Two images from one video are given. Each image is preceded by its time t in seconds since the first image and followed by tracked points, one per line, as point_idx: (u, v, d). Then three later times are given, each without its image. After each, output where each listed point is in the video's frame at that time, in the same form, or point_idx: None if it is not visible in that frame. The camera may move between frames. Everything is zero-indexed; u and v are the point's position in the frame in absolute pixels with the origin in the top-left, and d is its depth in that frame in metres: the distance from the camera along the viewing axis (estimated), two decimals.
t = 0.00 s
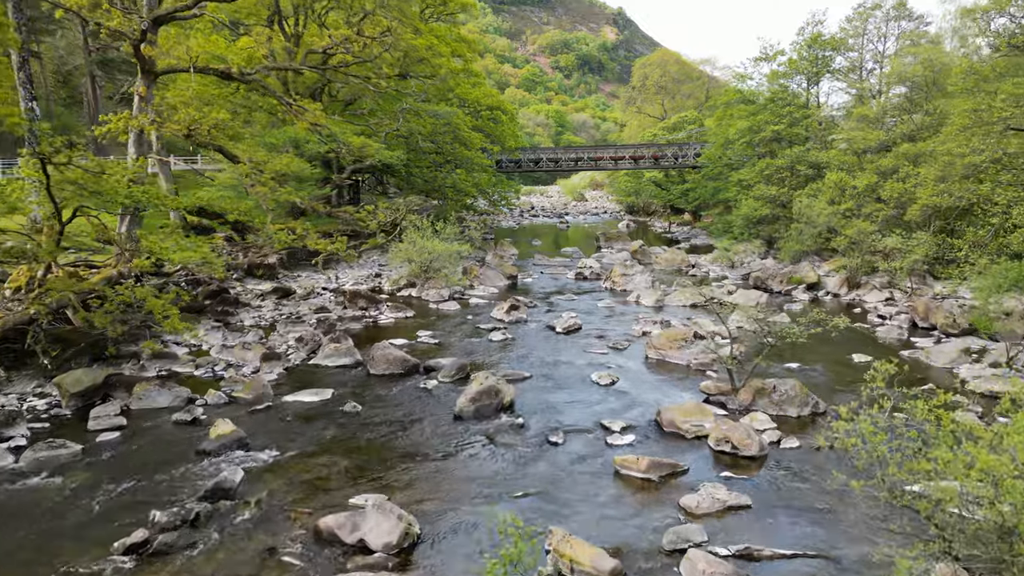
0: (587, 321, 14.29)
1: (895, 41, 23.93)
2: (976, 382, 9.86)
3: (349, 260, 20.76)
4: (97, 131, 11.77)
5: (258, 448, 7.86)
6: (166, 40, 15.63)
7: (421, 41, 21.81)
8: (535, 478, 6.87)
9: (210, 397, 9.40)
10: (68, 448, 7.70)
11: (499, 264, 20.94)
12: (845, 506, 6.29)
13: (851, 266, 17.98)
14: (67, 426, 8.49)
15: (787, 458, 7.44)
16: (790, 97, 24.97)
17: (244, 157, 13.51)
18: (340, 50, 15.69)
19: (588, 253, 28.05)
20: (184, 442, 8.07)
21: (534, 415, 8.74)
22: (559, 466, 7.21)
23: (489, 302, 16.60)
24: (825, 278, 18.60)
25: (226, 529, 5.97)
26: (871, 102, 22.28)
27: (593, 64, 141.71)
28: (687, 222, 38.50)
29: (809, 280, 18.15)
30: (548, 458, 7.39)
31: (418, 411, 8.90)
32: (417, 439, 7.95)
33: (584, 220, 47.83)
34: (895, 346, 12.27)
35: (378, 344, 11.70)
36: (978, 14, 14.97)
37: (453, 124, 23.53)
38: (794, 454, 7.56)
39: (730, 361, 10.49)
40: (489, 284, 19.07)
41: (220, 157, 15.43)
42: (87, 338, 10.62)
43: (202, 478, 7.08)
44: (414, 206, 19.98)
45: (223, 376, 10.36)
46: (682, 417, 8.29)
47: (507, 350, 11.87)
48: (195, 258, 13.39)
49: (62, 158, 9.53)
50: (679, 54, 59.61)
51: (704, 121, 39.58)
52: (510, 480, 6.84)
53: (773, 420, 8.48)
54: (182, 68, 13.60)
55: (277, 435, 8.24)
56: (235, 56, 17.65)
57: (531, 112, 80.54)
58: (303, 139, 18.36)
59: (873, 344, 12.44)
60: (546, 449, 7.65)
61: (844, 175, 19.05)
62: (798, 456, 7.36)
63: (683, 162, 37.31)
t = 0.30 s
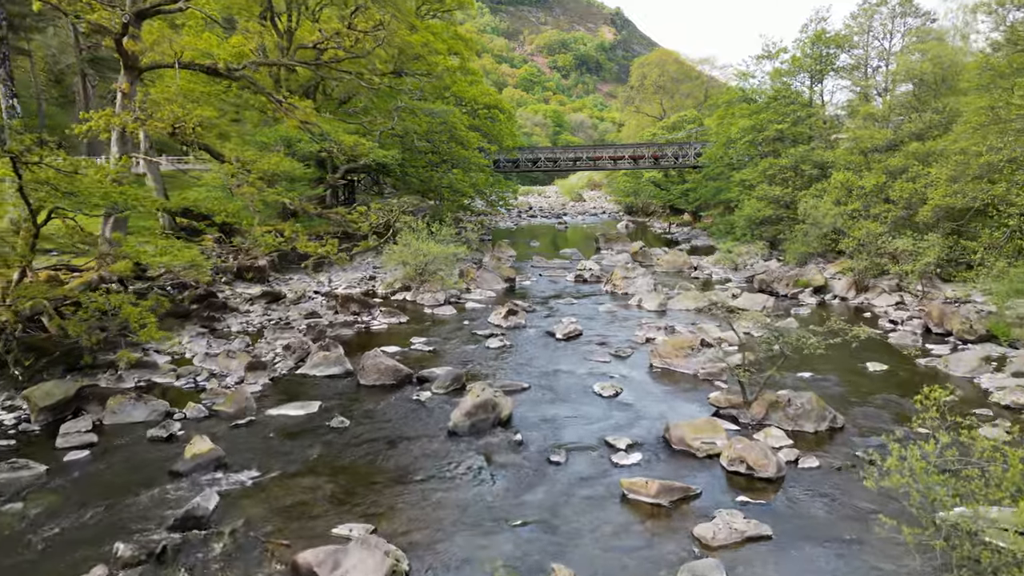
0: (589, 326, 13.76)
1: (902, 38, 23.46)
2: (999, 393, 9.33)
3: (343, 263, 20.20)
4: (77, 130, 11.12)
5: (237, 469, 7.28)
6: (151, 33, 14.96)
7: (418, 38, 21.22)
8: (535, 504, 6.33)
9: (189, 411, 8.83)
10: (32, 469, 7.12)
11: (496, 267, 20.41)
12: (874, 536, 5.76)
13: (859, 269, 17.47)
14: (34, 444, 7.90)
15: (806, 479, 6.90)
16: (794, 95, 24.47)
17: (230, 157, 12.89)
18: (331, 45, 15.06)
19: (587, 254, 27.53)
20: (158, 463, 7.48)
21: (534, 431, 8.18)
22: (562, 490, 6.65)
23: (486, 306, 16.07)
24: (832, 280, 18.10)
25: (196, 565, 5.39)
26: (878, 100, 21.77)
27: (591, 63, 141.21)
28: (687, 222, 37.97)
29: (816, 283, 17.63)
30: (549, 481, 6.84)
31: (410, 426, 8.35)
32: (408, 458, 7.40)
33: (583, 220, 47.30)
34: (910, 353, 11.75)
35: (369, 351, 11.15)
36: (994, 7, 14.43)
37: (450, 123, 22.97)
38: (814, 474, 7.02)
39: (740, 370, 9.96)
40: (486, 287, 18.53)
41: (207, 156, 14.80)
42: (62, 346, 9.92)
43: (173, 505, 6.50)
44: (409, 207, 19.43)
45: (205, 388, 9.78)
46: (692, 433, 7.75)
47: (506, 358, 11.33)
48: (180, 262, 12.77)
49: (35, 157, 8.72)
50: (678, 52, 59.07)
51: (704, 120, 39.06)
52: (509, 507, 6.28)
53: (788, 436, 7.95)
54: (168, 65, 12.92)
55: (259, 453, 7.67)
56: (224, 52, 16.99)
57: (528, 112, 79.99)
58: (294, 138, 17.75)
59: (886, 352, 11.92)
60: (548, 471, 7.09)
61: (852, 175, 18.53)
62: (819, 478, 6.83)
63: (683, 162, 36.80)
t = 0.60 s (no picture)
0: (590, 332, 13.21)
1: (908, 35, 22.96)
2: None
3: (335, 266, 19.61)
4: (54, 128, 10.45)
5: (213, 492, 6.72)
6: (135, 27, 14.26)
7: (412, 34, 20.65)
8: (536, 537, 5.76)
9: (165, 426, 8.24)
10: None
11: (493, 269, 19.84)
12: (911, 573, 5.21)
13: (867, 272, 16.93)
14: None
15: (830, 504, 6.36)
16: (797, 94, 23.98)
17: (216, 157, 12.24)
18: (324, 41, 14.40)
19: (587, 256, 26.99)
20: (128, 487, 6.87)
21: (534, 449, 7.62)
22: (565, 518, 6.10)
23: (483, 310, 15.51)
24: (839, 283, 17.58)
25: None
26: (884, 99, 21.25)
27: (588, 63, 140.77)
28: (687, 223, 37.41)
29: (824, 286, 17.11)
30: (551, 508, 6.28)
31: (400, 443, 7.78)
32: (397, 482, 6.82)
33: (581, 221, 46.74)
34: (927, 362, 11.21)
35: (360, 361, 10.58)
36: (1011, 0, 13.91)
37: (447, 122, 22.38)
38: (838, 497, 6.49)
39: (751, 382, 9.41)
40: (483, 291, 17.97)
41: (193, 155, 14.14)
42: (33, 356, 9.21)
43: (140, 537, 5.89)
44: (403, 208, 18.84)
45: (185, 401, 9.18)
46: (703, 451, 7.20)
47: (503, 367, 10.79)
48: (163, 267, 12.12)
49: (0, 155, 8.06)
50: (677, 51, 58.56)
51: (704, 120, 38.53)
52: (508, 539, 5.73)
53: (806, 454, 7.40)
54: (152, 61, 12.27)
55: (238, 475, 7.09)
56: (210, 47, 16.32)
57: (526, 112, 79.47)
58: (286, 137, 17.10)
59: (901, 359, 11.40)
60: (550, 495, 6.54)
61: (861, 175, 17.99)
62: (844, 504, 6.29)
63: (683, 162, 36.30)
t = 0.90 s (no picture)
0: (591, 338, 12.67)
1: (914, 32, 22.46)
2: None
3: (327, 268, 19.03)
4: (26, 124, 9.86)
5: (183, 521, 6.14)
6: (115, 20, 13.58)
7: (407, 31, 20.07)
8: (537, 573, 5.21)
9: (137, 444, 7.67)
10: None
11: (490, 272, 19.30)
12: None
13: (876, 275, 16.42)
14: None
15: (858, 534, 5.82)
16: (801, 92, 23.48)
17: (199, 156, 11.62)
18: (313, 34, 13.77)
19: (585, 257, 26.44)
20: (91, 514, 6.29)
21: (534, 470, 7.07)
22: (568, 551, 5.55)
23: (480, 315, 14.96)
24: (847, 286, 17.08)
25: None
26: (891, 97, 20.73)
27: (585, 63, 140.29)
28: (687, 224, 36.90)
29: (831, 289, 16.62)
30: (553, 538, 5.73)
31: (390, 464, 7.22)
32: (384, 508, 6.26)
33: (579, 221, 46.20)
34: (945, 370, 10.71)
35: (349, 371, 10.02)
36: None
37: (442, 121, 21.81)
38: (865, 524, 5.96)
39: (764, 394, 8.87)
40: (479, 295, 17.42)
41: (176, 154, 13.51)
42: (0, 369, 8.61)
43: (97, 573, 5.31)
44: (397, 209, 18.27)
45: (161, 416, 8.60)
46: (717, 472, 6.66)
47: (501, 377, 10.24)
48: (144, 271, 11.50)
49: None
50: (675, 50, 58.01)
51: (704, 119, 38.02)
52: None
53: (827, 476, 6.87)
54: (134, 56, 11.64)
55: (211, 500, 6.52)
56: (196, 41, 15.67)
57: (523, 112, 78.90)
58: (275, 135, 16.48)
59: (917, 368, 10.90)
60: (552, 525, 5.97)
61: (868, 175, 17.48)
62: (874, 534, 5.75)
63: (683, 162, 35.80)
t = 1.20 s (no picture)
0: (591, 346, 12.12)
1: (918, 28, 21.99)
2: None
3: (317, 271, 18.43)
4: None
5: (148, 554, 5.57)
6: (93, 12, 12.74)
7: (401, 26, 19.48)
8: None
9: (104, 465, 7.08)
10: None
11: (485, 274, 18.76)
12: None
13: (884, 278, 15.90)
14: None
15: (891, 568, 5.29)
16: (803, 90, 22.97)
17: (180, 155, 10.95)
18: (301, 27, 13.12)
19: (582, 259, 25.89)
20: (46, 547, 5.70)
21: (532, 494, 6.52)
22: None
23: (475, 321, 14.41)
24: (853, 290, 16.57)
25: None
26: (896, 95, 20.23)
27: (581, 63, 139.83)
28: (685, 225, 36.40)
29: (838, 293, 16.11)
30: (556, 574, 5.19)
31: (377, 487, 6.67)
32: (370, 540, 5.71)
33: (575, 222, 45.66)
34: (964, 380, 10.21)
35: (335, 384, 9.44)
36: None
37: (436, 119, 21.23)
38: (899, 557, 5.43)
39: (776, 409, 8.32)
40: (474, 299, 16.88)
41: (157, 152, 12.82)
42: None
43: None
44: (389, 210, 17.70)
45: (132, 433, 8.00)
46: (732, 497, 6.11)
47: (496, 389, 9.68)
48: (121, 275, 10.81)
49: None
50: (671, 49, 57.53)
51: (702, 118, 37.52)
52: None
53: (851, 500, 6.33)
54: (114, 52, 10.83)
55: (180, 530, 5.94)
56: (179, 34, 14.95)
57: (518, 112, 78.33)
58: (262, 133, 15.82)
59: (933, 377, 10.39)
60: (555, 559, 5.42)
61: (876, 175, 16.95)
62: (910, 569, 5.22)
63: (681, 162, 35.32)
